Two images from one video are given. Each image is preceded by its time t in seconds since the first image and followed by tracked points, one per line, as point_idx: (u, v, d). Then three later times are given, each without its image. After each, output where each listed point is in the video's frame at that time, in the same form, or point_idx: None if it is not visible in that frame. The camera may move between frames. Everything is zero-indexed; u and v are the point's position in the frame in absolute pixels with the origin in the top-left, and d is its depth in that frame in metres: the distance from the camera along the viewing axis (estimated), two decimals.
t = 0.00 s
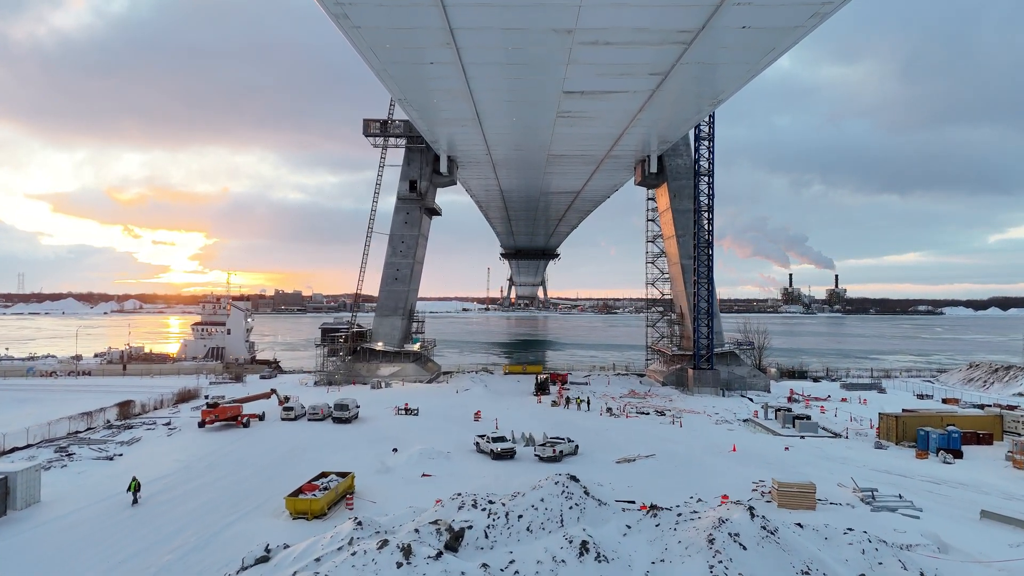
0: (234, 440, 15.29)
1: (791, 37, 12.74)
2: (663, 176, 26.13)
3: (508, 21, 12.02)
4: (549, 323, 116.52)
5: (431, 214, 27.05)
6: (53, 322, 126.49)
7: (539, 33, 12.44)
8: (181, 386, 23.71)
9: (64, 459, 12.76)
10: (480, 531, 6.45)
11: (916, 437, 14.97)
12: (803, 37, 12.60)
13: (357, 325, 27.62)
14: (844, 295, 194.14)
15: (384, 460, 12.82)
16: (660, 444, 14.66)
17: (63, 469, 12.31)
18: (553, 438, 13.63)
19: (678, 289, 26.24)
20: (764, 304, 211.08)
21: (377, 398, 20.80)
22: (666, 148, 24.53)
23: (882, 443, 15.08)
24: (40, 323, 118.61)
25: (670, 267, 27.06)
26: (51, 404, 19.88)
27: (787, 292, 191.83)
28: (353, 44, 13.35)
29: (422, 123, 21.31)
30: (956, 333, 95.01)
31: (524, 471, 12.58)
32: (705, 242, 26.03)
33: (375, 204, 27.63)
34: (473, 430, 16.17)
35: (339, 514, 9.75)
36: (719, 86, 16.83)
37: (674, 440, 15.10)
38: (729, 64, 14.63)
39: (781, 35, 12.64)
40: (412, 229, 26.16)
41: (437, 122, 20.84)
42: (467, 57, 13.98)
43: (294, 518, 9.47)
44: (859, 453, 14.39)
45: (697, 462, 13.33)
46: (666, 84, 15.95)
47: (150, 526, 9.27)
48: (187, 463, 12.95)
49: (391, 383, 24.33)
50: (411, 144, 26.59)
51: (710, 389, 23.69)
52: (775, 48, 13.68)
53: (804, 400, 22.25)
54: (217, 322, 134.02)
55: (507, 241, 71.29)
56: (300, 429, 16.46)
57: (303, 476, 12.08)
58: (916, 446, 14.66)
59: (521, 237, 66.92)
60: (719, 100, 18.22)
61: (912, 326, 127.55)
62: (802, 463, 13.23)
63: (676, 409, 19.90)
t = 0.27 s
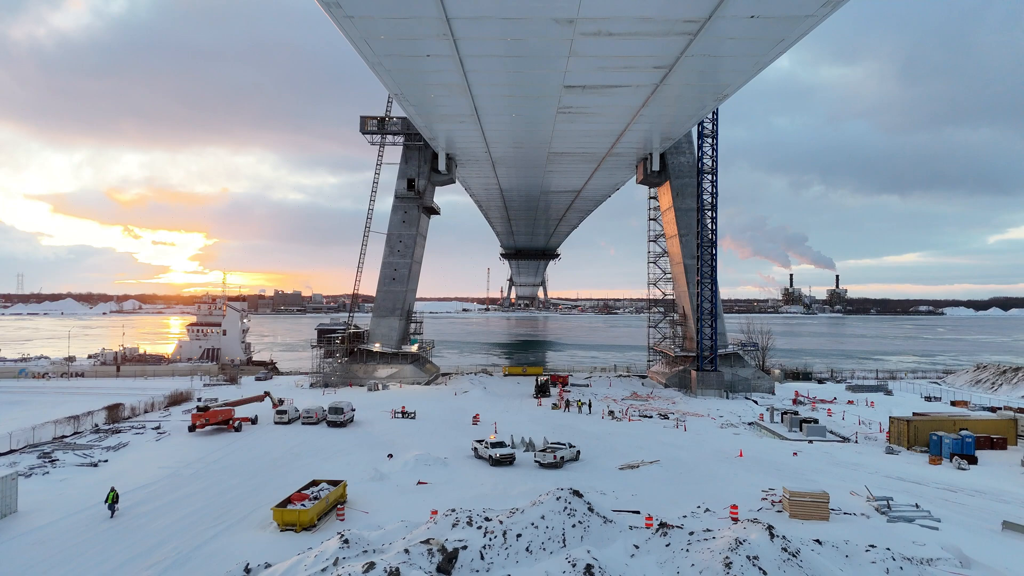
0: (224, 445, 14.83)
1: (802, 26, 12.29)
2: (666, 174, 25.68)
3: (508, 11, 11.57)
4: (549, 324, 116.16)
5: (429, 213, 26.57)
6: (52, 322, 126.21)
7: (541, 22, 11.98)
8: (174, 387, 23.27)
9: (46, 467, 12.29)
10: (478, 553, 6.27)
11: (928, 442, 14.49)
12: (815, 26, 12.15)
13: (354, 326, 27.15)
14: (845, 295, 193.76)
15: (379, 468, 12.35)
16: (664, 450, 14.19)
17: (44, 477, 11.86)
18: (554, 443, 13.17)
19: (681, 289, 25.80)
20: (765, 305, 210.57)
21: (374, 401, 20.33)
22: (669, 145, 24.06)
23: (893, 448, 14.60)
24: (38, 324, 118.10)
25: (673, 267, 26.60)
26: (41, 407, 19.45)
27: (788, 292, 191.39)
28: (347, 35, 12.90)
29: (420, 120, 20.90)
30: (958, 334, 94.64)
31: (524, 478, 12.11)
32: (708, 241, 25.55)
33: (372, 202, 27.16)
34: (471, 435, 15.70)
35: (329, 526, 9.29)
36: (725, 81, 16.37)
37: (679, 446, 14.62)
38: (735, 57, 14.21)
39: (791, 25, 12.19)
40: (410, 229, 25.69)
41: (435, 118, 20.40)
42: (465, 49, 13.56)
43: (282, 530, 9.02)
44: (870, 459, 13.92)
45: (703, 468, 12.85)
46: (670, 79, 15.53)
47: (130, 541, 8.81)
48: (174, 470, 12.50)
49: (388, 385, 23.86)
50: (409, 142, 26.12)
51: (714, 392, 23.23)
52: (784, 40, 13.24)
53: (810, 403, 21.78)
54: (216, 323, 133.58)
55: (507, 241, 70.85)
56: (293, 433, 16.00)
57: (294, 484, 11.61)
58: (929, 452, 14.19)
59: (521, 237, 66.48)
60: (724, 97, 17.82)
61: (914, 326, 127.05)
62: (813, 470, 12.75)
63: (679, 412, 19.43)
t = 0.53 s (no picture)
0: (214, 450, 14.39)
1: (811, 16, 11.88)
2: (668, 173, 25.26)
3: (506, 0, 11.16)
4: (549, 324, 115.69)
5: (427, 212, 26.15)
6: (50, 322, 125.78)
7: (541, 12, 11.56)
8: (167, 389, 22.85)
9: (27, 474, 11.87)
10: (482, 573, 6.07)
11: (939, 446, 14.07)
12: (824, 16, 11.73)
13: (351, 327, 26.72)
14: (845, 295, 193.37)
15: (372, 474, 11.92)
16: (668, 455, 13.74)
17: (25, 484, 11.42)
18: (554, 449, 12.73)
19: (683, 289, 25.37)
20: (766, 305, 210.14)
21: (370, 404, 19.88)
22: (671, 142, 23.65)
23: (903, 453, 14.16)
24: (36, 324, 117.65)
25: (675, 267, 26.18)
26: (29, 410, 19.03)
27: (789, 293, 190.96)
28: (341, 27, 12.49)
29: (417, 117, 20.48)
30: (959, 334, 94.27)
31: (523, 485, 11.68)
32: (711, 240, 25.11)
33: (369, 201, 26.73)
34: (469, 439, 15.26)
35: (318, 537, 8.86)
36: (729, 75, 15.96)
37: (683, 450, 14.18)
38: (740, 49, 13.79)
39: (800, 15, 11.77)
40: (408, 228, 25.25)
41: (433, 115, 19.98)
42: (463, 42, 13.15)
43: (268, 542, 8.59)
44: (880, 464, 13.48)
45: (709, 475, 12.41)
46: (673, 73, 15.12)
47: (108, 555, 8.38)
48: (160, 477, 12.07)
49: (385, 387, 23.44)
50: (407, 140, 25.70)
51: (717, 394, 22.81)
52: (792, 31, 12.83)
53: (815, 405, 21.36)
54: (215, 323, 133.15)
55: (507, 241, 70.46)
56: (286, 437, 15.58)
57: (284, 492, 11.17)
58: (940, 457, 13.76)
59: (520, 237, 66.09)
60: (728, 93, 17.42)
61: (915, 327, 126.62)
62: (822, 476, 12.33)
63: (682, 414, 19.01)
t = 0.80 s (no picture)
0: (204, 454, 13.96)
1: (821, 5, 11.45)
2: (669, 171, 24.85)
3: None
4: (549, 324, 115.32)
5: (425, 211, 25.74)
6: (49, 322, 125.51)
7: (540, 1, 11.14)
8: (160, 391, 22.43)
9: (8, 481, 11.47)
10: None
11: (951, 451, 13.64)
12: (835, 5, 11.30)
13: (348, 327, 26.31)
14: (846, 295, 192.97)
15: (365, 480, 11.49)
16: (671, 460, 13.32)
17: (4, 491, 11.01)
18: (554, 453, 12.31)
19: (685, 289, 24.97)
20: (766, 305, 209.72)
21: (366, 406, 19.47)
22: (673, 140, 23.23)
23: (913, 458, 13.73)
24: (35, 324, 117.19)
25: (677, 266, 25.79)
26: (17, 412, 18.61)
27: (789, 293, 190.54)
28: (333, 18, 12.07)
29: (415, 113, 20.08)
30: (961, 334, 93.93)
31: (521, 491, 11.26)
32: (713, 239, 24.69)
33: (366, 199, 26.30)
34: (466, 443, 14.83)
35: (305, 549, 8.44)
36: (734, 69, 15.55)
37: (686, 455, 13.76)
38: (746, 40, 13.37)
39: (809, 4, 11.35)
40: (405, 227, 24.84)
41: (430, 110, 19.58)
42: (459, 33, 12.74)
43: (253, 554, 8.17)
44: (891, 469, 13.05)
45: (714, 480, 11.97)
46: (676, 66, 14.70)
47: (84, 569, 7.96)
48: (145, 484, 11.64)
49: (382, 388, 23.02)
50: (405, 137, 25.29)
51: (720, 396, 22.39)
52: (800, 22, 12.41)
53: (821, 408, 20.94)
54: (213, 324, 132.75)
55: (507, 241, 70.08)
56: (278, 441, 15.17)
57: (273, 500, 10.74)
58: (952, 462, 13.33)
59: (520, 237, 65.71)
60: (732, 89, 17.04)
61: (916, 327, 126.27)
62: (831, 483, 11.91)
63: (685, 417, 18.59)
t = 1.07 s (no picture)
0: (191, 460, 13.54)
1: None
2: (671, 169, 24.44)
3: None
4: (548, 325, 114.99)
5: (422, 209, 25.32)
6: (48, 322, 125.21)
7: None
8: (151, 393, 22.00)
9: None
10: None
11: (962, 456, 13.23)
12: None
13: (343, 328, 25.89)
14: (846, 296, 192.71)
15: (357, 487, 11.07)
16: (674, 465, 12.89)
17: None
18: (553, 459, 11.91)
19: (687, 289, 24.55)
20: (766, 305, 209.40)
21: (361, 409, 19.04)
22: (675, 137, 22.82)
23: (923, 463, 13.32)
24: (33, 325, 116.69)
25: (678, 266, 25.37)
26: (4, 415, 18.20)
27: (789, 293, 190.23)
28: (324, 9, 11.66)
29: (411, 109, 19.68)
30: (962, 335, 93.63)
31: (519, 499, 10.84)
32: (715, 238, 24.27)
33: (362, 198, 25.87)
34: (462, 448, 14.40)
35: (290, 563, 8.02)
36: (738, 63, 15.14)
37: (689, 460, 13.34)
38: (751, 32, 12.97)
39: None
40: (401, 225, 24.42)
41: (427, 106, 19.15)
42: (455, 24, 12.34)
43: (235, 568, 7.75)
44: (901, 475, 12.63)
45: (719, 487, 11.55)
46: (679, 59, 14.29)
47: None
48: (128, 491, 11.21)
49: (378, 390, 22.60)
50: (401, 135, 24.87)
51: (722, 398, 21.97)
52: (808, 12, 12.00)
53: (825, 410, 20.52)
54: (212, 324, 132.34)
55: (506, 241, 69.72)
56: (269, 445, 14.75)
57: (259, 508, 10.32)
58: (963, 468, 12.91)
59: (520, 237, 65.30)
60: (736, 84, 16.65)
61: (917, 327, 125.93)
62: (840, 490, 11.49)
63: (687, 420, 18.18)
